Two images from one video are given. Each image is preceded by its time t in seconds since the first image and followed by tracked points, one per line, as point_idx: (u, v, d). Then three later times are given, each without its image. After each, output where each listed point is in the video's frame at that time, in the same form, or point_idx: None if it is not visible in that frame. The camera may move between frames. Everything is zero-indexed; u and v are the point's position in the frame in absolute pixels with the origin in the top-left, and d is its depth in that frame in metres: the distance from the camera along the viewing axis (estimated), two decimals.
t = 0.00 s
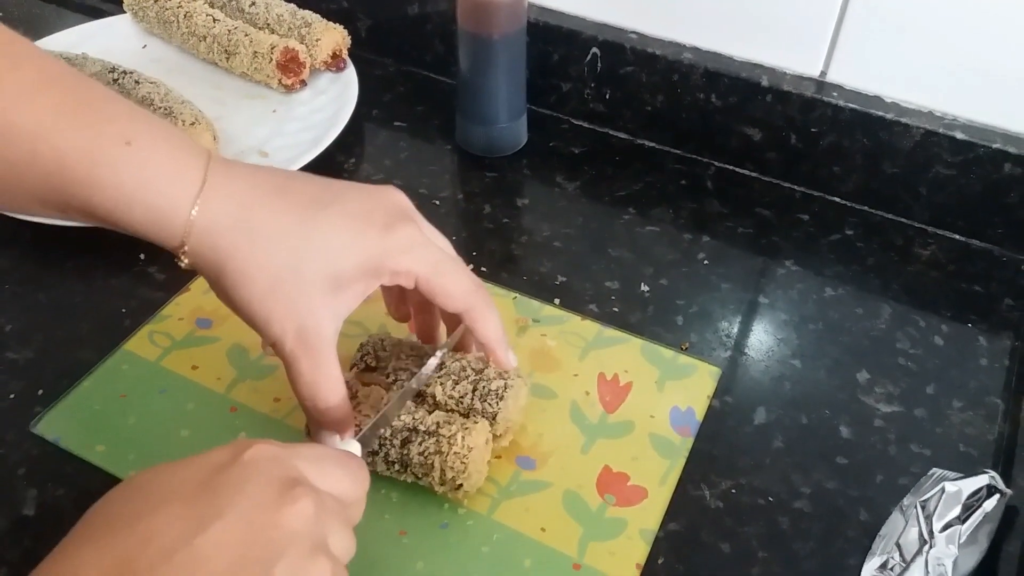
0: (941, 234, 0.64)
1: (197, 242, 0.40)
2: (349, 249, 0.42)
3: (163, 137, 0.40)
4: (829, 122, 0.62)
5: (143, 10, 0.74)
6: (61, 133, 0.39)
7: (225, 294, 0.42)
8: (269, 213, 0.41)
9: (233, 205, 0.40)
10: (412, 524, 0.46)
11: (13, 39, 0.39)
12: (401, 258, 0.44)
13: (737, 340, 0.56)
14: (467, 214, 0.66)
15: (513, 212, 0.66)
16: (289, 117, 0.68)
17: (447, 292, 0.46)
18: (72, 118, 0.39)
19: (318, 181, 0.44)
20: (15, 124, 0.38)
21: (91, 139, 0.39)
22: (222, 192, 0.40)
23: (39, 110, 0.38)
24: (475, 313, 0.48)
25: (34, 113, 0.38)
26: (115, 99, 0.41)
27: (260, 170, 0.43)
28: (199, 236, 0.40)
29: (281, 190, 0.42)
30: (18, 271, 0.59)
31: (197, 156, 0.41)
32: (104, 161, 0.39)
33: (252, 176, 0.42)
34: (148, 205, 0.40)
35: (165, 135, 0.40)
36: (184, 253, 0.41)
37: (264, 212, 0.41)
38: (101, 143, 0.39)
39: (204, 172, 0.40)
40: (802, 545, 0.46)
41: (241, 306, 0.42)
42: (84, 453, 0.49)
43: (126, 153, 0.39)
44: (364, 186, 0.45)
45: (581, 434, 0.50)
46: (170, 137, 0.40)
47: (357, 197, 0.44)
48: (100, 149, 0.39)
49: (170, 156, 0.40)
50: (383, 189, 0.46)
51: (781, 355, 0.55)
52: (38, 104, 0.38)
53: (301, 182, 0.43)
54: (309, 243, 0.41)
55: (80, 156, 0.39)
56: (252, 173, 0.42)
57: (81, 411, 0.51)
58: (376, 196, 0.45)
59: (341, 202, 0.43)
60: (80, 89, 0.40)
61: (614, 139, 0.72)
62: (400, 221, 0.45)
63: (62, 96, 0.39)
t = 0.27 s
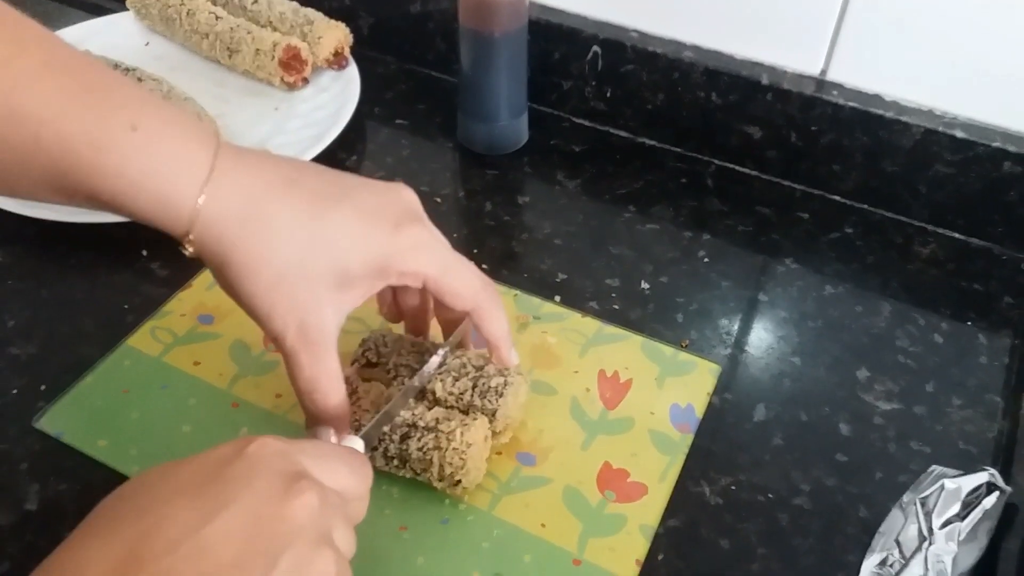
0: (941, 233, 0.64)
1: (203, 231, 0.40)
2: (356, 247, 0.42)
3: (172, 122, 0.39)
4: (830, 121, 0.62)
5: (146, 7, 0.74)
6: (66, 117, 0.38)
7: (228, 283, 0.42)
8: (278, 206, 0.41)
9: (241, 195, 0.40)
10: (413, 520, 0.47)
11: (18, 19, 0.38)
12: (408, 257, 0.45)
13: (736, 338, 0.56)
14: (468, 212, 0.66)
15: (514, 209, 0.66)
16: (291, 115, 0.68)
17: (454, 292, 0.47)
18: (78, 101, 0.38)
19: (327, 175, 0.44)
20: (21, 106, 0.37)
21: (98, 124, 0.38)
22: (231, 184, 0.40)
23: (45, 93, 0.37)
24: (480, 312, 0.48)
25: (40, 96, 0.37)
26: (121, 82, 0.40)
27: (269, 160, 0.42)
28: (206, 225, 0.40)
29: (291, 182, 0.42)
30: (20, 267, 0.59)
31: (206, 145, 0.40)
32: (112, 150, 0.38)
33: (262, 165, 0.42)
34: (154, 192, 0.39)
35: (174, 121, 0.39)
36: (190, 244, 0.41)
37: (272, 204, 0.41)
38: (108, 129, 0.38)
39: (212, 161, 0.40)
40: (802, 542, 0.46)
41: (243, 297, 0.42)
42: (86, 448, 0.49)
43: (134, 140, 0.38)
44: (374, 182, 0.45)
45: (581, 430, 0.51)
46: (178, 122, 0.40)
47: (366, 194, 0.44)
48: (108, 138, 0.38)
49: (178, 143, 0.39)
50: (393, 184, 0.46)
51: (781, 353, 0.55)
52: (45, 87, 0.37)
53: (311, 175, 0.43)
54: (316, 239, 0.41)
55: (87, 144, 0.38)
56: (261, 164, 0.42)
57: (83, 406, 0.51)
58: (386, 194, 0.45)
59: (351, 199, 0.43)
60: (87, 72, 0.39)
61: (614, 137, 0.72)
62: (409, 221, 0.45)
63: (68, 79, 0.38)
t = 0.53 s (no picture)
0: (946, 240, 0.64)
1: (212, 287, 0.42)
2: (365, 292, 0.43)
3: (174, 175, 0.40)
4: (834, 127, 0.62)
5: (149, 12, 0.74)
6: (71, 171, 0.39)
7: (240, 334, 0.43)
8: (285, 257, 0.42)
9: (249, 249, 0.41)
10: (414, 529, 0.46)
11: (25, 64, 0.39)
12: (416, 297, 0.45)
13: (740, 345, 0.56)
14: (471, 217, 0.66)
15: (516, 215, 0.66)
16: (293, 120, 0.68)
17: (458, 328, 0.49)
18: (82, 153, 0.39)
19: (334, 217, 0.45)
20: (27, 158, 0.38)
21: (101, 178, 0.39)
22: (237, 238, 0.41)
23: (48, 145, 0.38)
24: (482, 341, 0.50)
25: (47, 147, 0.38)
26: (125, 130, 0.40)
27: (274, 207, 0.43)
28: (214, 281, 0.41)
29: (297, 231, 0.43)
30: (23, 273, 0.59)
31: (210, 199, 0.41)
32: (117, 204, 0.39)
33: (266, 215, 0.42)
34: (158, 248, 0.40)
35: (178, 174, 0.41)
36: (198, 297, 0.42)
37: (279, 256, 0.42)
38: (111, 184, 0.39)
39: (216, 215, 0.41)
40: (805, 552, 0.46)
41: (256, 347, 0.43)
42: (88, 456, 0.49)
43: (137, 195, 0.39)
44: (380, 218, 0.46)
45: (583, 439, 0.50)
46: (180, 175, 0.41)
47: (374, 234, 0.45)
48: (113, 191, 0.39)
49: (181, 197, 0.40)
50: (399, 217, 0.47)
51: (784, 361, 0.55)
52: (49, 138, 0.38)
53: (317, 220, 0.44)
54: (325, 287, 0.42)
55: (92, 197, 0.39)
56: (266, 214, 0.42)
57: (85, 414, 0.51)
58: (393, 231, 0.46)
59: (358, 242, 0.44)
60: (92, 119, 0.39)
61: (618, 142, 0.72)
62: (416, 258, 0.46)
63: (74, 129, 0.39)
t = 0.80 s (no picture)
0: (947, 246, 0.64)
1: (220, 289, 0.42)
2: (372, 294, 0.44)
3: (183, 177, 0.41)
4: (835, 133, 0.62)
5: (153, 18, 0.75)
6: (80, 173, 0.39)
7: (248, 334, 0.44)
8: (294, 260, 0.42)
9: (257, 252, 0.41)
10: (416, 533, 0.47)
11: (39, 68, 0.39)
12: (423, 300, 0.46)
13: (741, 350, 0.56)
14: (473, 223, 0.66)
15: (519, 220, 0.66)
16: (296, 126, 0.68)
17: (462, 332, 0.48)
18: (91, 156, 0.39)
19: (342, 219, 0.45)
20: (36, 161, 0.39)
21: (111, 181, 0.39)
22: (245, 241, 0.41)
23: (58, 148, 0.39)
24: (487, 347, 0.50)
25: (58, 149, 0.39)
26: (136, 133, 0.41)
27: (283, 209, 0.43)
28: (222, 283, 0.41)
29: (305, 233, 0.43)
30: (27, 277, 0.60)
31: (219, 201, 0.41)
32: (126, 205, 0.39)
33: (275, 218, 0.43)
34: (166, 250, 0.41)
35: (186, 177, 0.41)
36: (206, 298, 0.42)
37: (288, 258, 0.42)
38: (120, 187, 0.39)
39: (224, 217, 0.41)
40: (806, 556, 0.46)
41: (264, 349, 0.44)
42: (92, 459, 0.49)
43: (146, 198, 0.39)
44: (388, 220, 0.46)
45: (585, 443, 0.50)
46: (188, 177, 0.41)
47: (381, 236, 0.45)
48: (122, 194, 0.39)
49: (190, 199, 0.41)
50: (407, 218, 0.47)
51: (786, 366, 0.55)
52: (60, 142, 0.39)
53: (326, 223, 0.44)
54: (332, 289, 0.42)
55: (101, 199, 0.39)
56: (274, 216, 0.43)
57: (89, 417, 0.51)
58: (400, 233, 0.46)
59: (365, 244, 0.44)
60: (102, 121, 0.40)
61: (620, 148, 0.72)
62: (423, 260, 0.46)
63: (84, 132, 0.39)
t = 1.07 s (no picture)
0: (943, 239, 0.64)
1: (214, 285, 0.41)
2: (369, 288, 0.43)
3: (177, 173, 0.40)
4: (831, 126, 0.62)
5: (145, 10, 0.74)
6: (73, 168, 0.38)
7: (243, 330, 0.43)
8: (289, 255, 0.41)
9: (252, 248, 0.41)
10: (411, 527, 0.46)
11: (30, 60, 0.39)
12: (418, 293, 0.46)
13: (737, 344, 0.56)
14: (468, 216, 0.65)
15: (514, 214, 0.66)
16: (290, 118, 0.68)
17: (456, 327, 0.48)
18: (84, 152, 0.38)
19: (337, 211, 0.44)
20: (28, 156, 0.38)
21: (104, 176, 0.38)
22: (239, 237, 0.41)
23: (50, 143, 0.38)
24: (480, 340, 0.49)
25: (48, 143, 0.38)
26: (128, 126, 0.40)
27: (277, 203, 0.43)
28: (216, 279, 0.41)
29: (301, 228, 0.42)
30: (17, 270, 0.59)
31: (212, 196, 0.41)
32: (118, 201, 0.39)
33: (270, 212, 0.42)
34: (160, 246, 0.40)
35: (179, 172, 0.40)
36: (200, 295, 0.42)
37: (283, 254, 0.41)
38: (113, 182, 0.39)
39: (219, 213, 0.41)
40: (803, 550, 0.46)
41: (260, 345, 0.43)
42: (83, 454, 0.49)
43: (139, 194, 0.39)
44: (383, 211, 0.46)
45: (581, 437, 0.50)
46: (182, 172, 0.40)
47: (377, 229, 0.45)
48: (115, 189, 0.39)
49: (184, 195, 0.40)
50: (402, 210, 0.47)
51: (782, 359, 0.55)
52: (52, 137, 0.38)
53: (320, 217, 0.44)
54: (329, 285, 0.42)
55: (93, 195, 0.39)
56: (268, 211, 0.42)
57: (79, 411, 0.51)
58: (396, 225, 0.46)
59: (361, 237, 0.44)
60: (95, 115, 0.39)
61: (615, 141, 0.72)
62: (419, 254, 0.46)
63: (75, 125, 0.39)
